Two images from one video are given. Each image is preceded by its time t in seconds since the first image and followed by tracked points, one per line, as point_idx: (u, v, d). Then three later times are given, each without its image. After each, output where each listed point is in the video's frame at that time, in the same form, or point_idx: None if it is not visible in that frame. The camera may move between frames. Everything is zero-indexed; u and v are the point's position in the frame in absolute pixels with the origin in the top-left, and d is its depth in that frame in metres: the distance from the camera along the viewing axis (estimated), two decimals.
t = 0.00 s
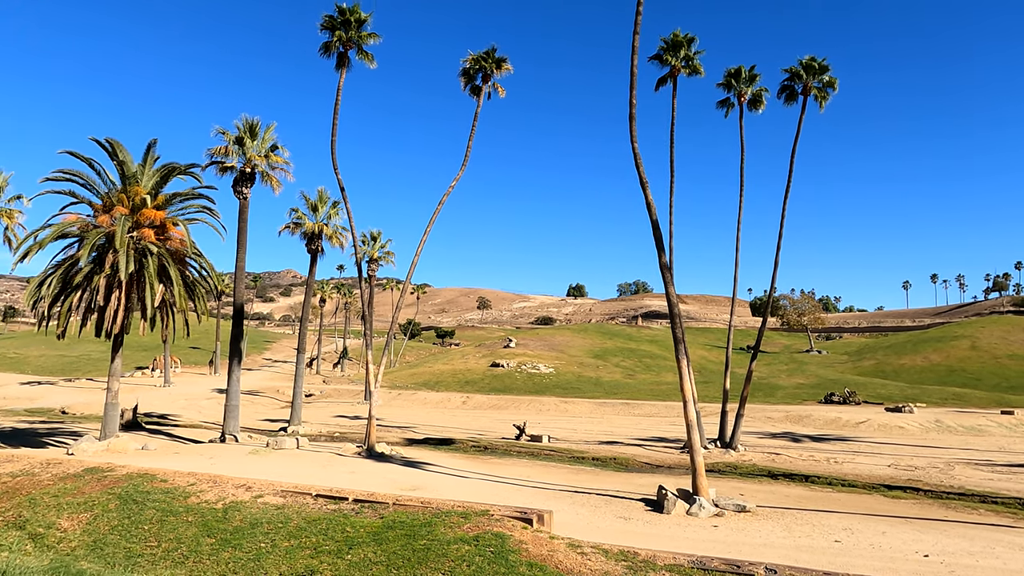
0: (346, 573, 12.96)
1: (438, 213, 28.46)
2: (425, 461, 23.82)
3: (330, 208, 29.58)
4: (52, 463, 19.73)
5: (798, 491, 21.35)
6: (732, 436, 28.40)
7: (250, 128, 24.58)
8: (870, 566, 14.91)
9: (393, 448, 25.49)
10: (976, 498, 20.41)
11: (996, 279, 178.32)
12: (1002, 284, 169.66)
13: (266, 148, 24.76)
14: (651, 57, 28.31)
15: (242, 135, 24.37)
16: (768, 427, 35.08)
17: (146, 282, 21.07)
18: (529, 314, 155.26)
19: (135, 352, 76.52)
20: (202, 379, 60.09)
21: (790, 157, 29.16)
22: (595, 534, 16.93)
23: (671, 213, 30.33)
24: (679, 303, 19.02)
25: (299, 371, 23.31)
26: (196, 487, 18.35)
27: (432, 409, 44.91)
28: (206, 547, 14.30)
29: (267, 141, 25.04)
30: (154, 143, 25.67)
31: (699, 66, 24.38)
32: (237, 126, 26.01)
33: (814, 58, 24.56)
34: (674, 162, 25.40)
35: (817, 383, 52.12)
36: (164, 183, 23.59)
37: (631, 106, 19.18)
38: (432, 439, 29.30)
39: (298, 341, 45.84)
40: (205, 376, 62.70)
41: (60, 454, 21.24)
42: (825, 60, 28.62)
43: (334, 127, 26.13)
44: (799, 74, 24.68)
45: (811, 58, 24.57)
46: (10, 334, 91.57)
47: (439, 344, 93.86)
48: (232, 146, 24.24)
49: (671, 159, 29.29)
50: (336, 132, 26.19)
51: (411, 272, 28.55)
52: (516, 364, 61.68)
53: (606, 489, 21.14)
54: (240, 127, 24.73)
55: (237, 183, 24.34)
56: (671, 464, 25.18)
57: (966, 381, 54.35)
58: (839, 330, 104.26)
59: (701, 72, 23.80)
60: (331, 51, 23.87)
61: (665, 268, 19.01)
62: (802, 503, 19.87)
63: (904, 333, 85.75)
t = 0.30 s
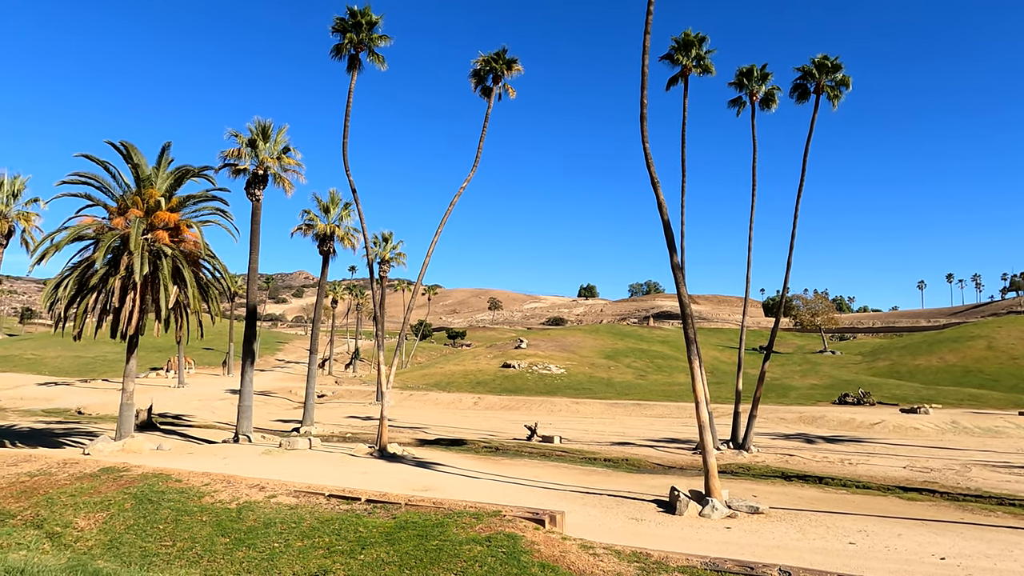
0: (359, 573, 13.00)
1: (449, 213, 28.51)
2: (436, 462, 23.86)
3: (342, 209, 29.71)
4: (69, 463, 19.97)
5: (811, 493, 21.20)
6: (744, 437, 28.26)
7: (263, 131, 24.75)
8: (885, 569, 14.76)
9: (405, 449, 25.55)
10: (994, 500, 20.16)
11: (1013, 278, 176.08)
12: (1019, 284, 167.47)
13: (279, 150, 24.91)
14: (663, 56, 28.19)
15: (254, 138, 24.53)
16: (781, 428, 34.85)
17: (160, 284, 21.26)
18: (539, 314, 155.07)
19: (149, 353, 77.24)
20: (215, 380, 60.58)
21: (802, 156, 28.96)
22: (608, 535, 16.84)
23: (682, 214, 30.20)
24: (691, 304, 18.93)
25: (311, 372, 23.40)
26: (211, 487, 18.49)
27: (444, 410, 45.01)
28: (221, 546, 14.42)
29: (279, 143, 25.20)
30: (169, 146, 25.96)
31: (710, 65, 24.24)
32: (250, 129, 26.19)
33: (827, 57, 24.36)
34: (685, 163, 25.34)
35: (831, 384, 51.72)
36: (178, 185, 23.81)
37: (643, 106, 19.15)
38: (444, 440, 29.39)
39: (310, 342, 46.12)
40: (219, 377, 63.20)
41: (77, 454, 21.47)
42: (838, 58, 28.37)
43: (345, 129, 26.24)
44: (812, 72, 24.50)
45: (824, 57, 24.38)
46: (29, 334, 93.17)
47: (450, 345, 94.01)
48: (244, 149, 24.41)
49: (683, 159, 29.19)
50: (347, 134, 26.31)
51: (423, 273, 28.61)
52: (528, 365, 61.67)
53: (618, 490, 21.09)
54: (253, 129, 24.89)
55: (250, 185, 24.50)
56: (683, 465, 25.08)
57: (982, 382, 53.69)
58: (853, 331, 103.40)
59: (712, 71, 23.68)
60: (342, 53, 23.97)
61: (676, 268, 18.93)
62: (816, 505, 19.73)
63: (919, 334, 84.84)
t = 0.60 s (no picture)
0: (372, 574, 13.04)
1: (461, 215, 28.58)
2: (449, 463, 23.90)
3: (355, 211, 29.85)
4: (87, 463, 20.22)
5: (827, 495, 21.01)
6: (759, 439, 28.06)
7: (277, 134, 24.93)
8: (903, 572, 14.59)
9: (418, 450, 25.61)
10: (1014, 503, 19.86)
11: None
12: None
13: (293, 153, 25.09)
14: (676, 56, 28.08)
15: (269, 141, 24.73)
16: (796, 429, 34.61)
17: (176, 286, 21.46)
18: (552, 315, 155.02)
19: (166, 354, 78.17)
20: (231, 380, 61.17)
21: (817, 156, 28.72)
22: (622, 537, 16.76)
23: (696, 214, 30.05)
24: (704, 304, 18.83)
25: (324, 373, 23.50)
26: (226, 487, 18.64)
27: (457, 410, 45.12)
28: (236, 546, 14.53)
29: (293, 145, 25.38)
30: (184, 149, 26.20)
31: (723, 65, 24.12)
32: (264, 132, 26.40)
33: (841, 55, 24.15)
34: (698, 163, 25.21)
35: (847, 385, 51.24)
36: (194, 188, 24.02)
37: (655, 105, 19.07)
38: (457, 441, 29.43)
39: (324, 343, 46.43)
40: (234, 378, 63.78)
41: (95, 454, 21.73)
42: (853, 56, 28.11)
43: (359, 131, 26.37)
44: (826, 70, 24.31)
45: (838, 55, 24.17)
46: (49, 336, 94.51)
47: (463, 346, 94.18)
48: (259, 151, 24.60)
49: (696, 159, 29.07)
50: (361, 136, 26.46)
51: (436, 275, 28.70)
52: (540, 366, 61.67)
53: (631, 491, 21.01)
54: (267, 132, 25.09)
55: (264, 188, 24.70)
56: (697, 467, 24.96)
57: (1002, 383, 52.92)
58: (869, 331, 102.35)
59: (725, 71, 23.57)
60: (355, 56, 24.09)
61: (689, 268, 18.85)
62: (832, 507, 19.55)
63: (937, 334, 83.84)
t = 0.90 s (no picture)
0: (391, 573, 13.11)
1: (476, 216, 28.64)
2: (465, 463, 23.97)
3: (371, 212, 29.99)
4: (110, 462, 20.53)
5: (847, 496, 20.78)
6: (777, 439, 27.82)
7: (294, 136, 25.16)
8: None
9: (434, 450, 25.76)
10: None
11: None
12: None
13: (309, 155, 25.28)
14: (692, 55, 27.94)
15: (286, 143, 24.93)
16: (815, 430, 34.31)
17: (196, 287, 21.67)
18: (567, 315, 154.81)
19: (186, 355, 79.21)
20: (249, 381, 61.86)
21: (836, 153, 28.38)
22: (640, 538, 16.67)
23: (713, 214, 29.91)
24: (721, 304, 18.68)
25: (341, 373, 23.63)
26: (245, 487, 18.80)
27: (473, 411, 45.22)
28: (255, 545, 14.65)
29: (310, 147, 25.58)
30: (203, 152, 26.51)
31: (739, 63, 23.96)
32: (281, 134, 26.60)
33: (860, 51, 23.87)
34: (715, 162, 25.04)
35: (867, 386, 50.67)
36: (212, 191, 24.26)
37: (671, 104, 18.98)
38: (473, 441, 29.49)
39: (341, 344, 46.83)
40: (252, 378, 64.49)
41: (117, 454, 22.06)
42: (873, 52, 27.75)
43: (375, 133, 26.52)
44: (844, 67, 24.04)
45: (857, 51, 23.89)
46: (73, 336, 96.21)
47: (479, 346, 94.36)
48: (276, 153, 24.80)
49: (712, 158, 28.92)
50: (376, 137, 26.58)
51: (451, 275, 28.76)
52: (556, 366, 61.63)
53: (648, 492, 20.93)
54: (284, 134, 25.30)
55: (282, 190, 24.90)
56: (715, 468, 24.80)
57: None
58: (889, 331, 101.05)
59: (742, 68, 23.39)
60: (370, 57, 24.21)
61: (706, 268, 18.72)
62: (853, 509, 19.32)
63: (960, 334, 82.50)
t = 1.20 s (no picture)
0: (411, 573, 13.17)
1: (493, 218, 28.73)
2: (483, 463, 24.03)
3: (389, 214, 30.16)
4: (134, 462, 20.87)
5: (869, 499, 20.53)
6: (797, 441, 27.52)
7: (313, 139, 25.40)
8: None
9: (452, 451, 25.87)
10: None
11: None
12: None
13: (328, 158, 25.49)
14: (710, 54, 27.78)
15: (305, 146, 25.18)
16: (837, 432, 33.89)
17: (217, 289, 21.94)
18: (585, 316, 154.41)
19: (207, 356, 80.27)
20: (269, 381, 62.52)
21: (857, 151, 28.01)
22: (659, 541, 16.57)
23: (732, 214, 29.68)
24: (740, 305, 18.52)
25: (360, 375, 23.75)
26: (266, 487, 19.00)
27: (491, 412, 45.29)
28: (276, 545, 14.79)
29: (328, 150, 25.79)
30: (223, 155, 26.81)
31: (758, 61, 23.78)
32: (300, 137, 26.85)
33: (881, 48, 23.56)
34: (733, 161, 24.87)
35: (890, 387, 49.94)
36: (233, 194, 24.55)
37: (688, 103, 18.86)
38: (491, 442, 29.59)
39: (360, 345, 47.20)
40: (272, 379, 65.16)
41: (141, 453, 22.42)
42: (894, 48, 27.36)
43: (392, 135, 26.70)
44: (865, 64, 23.75)
45: (878, 48, 23.59)
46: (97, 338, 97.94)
47: (496, 347, 94.44)
48: (295, 156, 25.05)
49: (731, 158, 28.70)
50: (394, 139, 26.75)
51: (469, 276, 28.83)
52: (574, 367, 61.52)
53: (667, 494, 20.82)
54: (303, 137, 25.54)
55: (301, 192, 25.13)
56: (734, 470, 24.61)
57: None
58: (912, 331, 99.45)
59: (760, 67, 23.19)
60: (388, 60, 24.36)
61: (725, 268, 18.57)
62: (875, 512, 19.07)
63: (986, 334, 80.92)
